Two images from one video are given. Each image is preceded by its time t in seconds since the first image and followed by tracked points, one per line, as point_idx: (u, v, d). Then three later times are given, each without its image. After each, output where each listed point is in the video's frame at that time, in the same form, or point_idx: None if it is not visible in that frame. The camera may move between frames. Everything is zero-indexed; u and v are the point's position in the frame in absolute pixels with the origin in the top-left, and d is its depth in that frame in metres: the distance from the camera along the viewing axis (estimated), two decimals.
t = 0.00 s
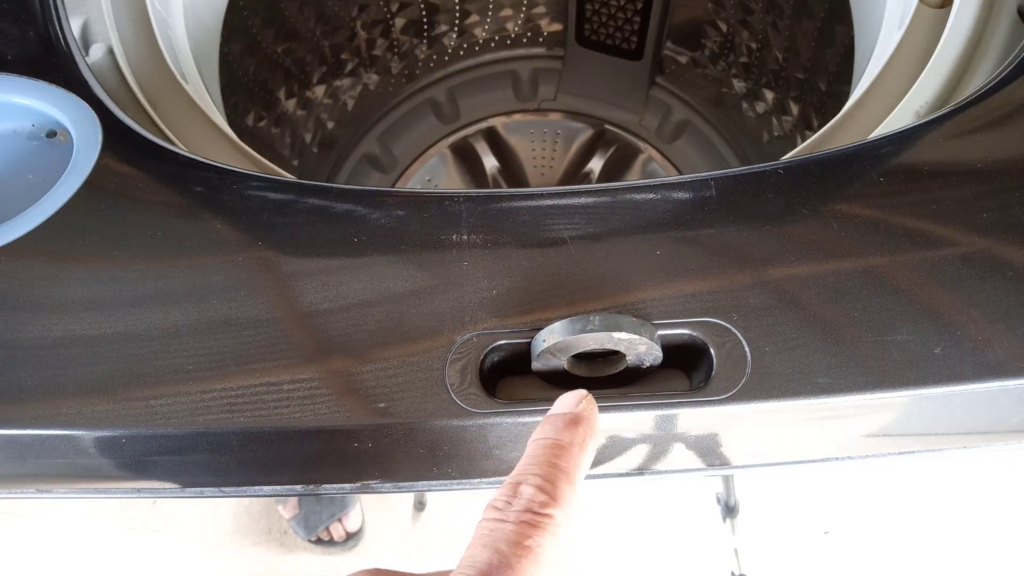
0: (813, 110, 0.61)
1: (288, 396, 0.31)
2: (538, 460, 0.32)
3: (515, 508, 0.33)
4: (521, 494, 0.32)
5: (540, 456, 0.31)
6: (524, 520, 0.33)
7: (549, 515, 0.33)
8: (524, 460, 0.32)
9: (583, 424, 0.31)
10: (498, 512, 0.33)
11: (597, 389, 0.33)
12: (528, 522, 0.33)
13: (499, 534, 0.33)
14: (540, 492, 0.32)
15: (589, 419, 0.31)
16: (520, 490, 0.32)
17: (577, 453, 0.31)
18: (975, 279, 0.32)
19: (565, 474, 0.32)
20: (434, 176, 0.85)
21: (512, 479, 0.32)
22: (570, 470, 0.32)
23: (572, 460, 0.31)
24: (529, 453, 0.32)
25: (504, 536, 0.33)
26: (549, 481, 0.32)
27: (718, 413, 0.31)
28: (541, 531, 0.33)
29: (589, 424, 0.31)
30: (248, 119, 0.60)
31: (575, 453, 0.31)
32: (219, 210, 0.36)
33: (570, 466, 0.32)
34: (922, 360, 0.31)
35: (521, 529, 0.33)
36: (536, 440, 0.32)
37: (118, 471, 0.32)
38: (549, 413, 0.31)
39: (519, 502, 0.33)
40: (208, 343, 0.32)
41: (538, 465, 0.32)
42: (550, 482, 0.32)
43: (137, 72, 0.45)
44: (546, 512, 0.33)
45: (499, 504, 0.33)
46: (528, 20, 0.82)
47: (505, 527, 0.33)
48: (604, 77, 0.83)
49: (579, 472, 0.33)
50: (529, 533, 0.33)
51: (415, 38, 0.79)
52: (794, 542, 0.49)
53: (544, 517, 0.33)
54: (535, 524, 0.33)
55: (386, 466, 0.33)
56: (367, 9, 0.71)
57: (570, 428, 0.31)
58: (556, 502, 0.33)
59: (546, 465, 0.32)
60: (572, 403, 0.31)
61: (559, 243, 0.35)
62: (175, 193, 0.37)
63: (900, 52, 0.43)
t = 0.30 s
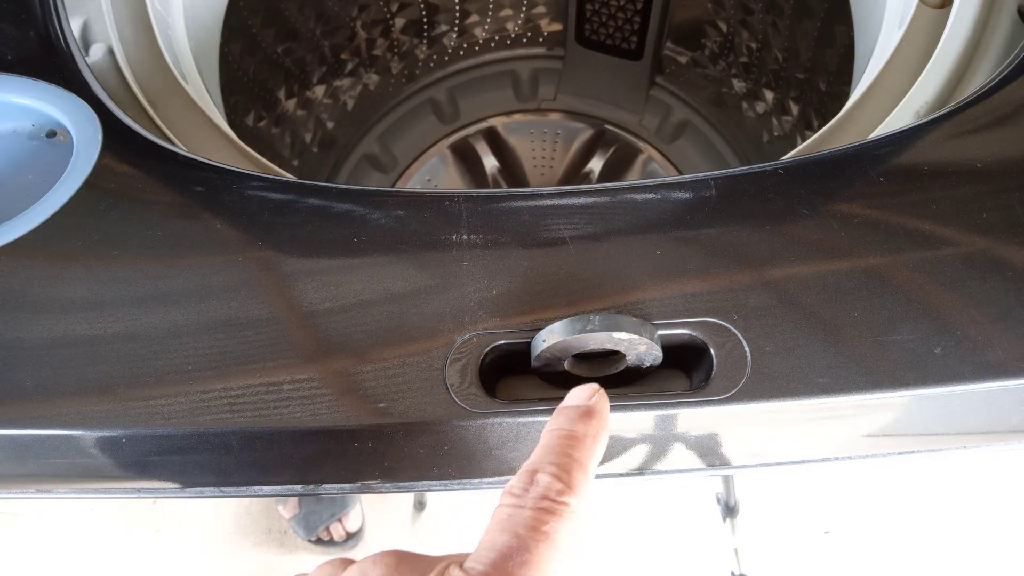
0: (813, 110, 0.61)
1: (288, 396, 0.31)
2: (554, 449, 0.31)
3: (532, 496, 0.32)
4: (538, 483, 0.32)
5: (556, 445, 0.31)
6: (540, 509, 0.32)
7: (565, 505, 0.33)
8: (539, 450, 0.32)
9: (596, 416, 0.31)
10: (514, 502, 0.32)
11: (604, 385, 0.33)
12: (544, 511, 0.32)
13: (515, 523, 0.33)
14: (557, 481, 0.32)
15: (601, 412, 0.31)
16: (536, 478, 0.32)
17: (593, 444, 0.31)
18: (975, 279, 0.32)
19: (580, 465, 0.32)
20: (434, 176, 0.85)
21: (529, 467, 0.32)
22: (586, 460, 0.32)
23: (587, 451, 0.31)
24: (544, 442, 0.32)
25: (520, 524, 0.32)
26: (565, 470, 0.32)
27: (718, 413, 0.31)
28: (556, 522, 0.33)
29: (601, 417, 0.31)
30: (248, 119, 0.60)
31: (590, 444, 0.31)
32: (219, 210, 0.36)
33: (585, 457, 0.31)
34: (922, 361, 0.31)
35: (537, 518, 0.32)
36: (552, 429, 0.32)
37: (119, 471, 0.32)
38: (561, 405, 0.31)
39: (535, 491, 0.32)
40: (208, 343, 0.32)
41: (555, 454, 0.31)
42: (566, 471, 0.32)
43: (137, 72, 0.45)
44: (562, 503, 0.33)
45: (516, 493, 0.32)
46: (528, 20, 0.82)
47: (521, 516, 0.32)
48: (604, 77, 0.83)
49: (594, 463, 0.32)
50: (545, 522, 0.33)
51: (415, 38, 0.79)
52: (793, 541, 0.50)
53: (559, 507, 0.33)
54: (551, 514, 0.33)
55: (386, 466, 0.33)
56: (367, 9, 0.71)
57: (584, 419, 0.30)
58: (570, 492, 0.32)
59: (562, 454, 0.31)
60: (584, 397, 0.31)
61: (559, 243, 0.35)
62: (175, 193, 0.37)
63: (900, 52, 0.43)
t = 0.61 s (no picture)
0: (813, 110, 0.61)
1: (288, 396, 0.31)
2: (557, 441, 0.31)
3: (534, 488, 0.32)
4: (540, 474, 0.32)
5: (559, 437, 0.31)
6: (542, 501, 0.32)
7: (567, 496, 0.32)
8: (540, 443, 0.31)
9: (597, 408, 0.31)
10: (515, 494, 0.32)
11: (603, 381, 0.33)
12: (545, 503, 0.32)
13: (517, 515, 0.32)
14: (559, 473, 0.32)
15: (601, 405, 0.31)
16: (538, 470, 0.32)
17: (595, 435, 0.31)
18: (976, 279, 0.32)
19: (583, 457, 0.31)
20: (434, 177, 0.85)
21: (531, 459, 0.31)
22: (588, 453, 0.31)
23: (591, 442, 0.31)
24: (546, 435, 0.31)
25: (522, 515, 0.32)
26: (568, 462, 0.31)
27: (718, 413, 0.31)
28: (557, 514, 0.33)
29: (602, 409, 0.31)
30: (248, 119, 0.60)
31: (592, 436, 0.31)
32: (219, 210, 0.36)
33: (587, 448, 0.31)
34: (922, 361, 0.31)
35: (539, 509, 0.32)
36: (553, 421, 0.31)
37: (118, 471, 0.32)
38: (561, 396, 0.31)
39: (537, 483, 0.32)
40: (208, 343, 0.32)
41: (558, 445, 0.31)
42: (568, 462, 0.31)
43: (137, 72, 0.45)
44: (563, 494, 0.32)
45: (518, 484, 0.32)
46: (527, 20, 0.82)
47: (522, 507, 0.32)
48: (604, 77, 0.83)
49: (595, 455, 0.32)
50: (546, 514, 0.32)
51: (415, 38, 0.79)
52: (793, 540, 0.50)
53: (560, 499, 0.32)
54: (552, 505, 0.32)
55: (387, 466, 0.32)
56: (367, 9, 0.71)
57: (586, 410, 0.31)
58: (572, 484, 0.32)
59: (564, 446, 0.31)
60: (584, 389, 0.31)
61: (559, 243, 0.35)
62: (175, 193, 0.37)
63: (901, 52, 0.43)
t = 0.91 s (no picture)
0: (813, 110, 0.61)
1: (288, 396, 0.31)
2: (548, 422, 0.31)
3: (515, 452, 0.31)
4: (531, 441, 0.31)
5: (553, 420, 0.31)
6: (521, 480, 0.30)
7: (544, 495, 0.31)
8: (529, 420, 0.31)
9: (596, 399, 0.31)
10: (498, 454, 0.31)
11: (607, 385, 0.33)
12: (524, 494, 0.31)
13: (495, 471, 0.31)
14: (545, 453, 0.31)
15: (596, 401, 0.31)
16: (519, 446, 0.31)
17: (586, 431, 0.30)
18: (976, 279, 0.32)
19: (570, 447, 0.31)
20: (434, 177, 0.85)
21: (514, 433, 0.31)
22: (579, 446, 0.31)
23: (583, 438, 0.30)
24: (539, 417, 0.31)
25: (489, 481, 0.31)
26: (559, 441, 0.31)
27: (719, 413, 0.31)
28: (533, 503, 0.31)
29: (603, 412, 0.31)
30: (248, 119, 0.60)
31: (585, 429, 0.30)
32: (219, 210, 0.36)
33: (578, 441, 0.30)
34: (922, 361, 0.31)
35: (520, 480, 0.30)
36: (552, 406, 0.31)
37: (117, 471, 0.32)
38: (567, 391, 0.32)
39: (519, 458, 0.30)
40: (208, 344, 0.32)
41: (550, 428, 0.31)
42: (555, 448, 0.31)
43: (137, 72, 0.45)
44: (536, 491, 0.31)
45: (499, 452, 0.31)
46: (527, 20, 0.82)
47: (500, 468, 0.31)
48: (604, 77, 0.83)
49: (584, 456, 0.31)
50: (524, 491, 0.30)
51: (415, 38, 0.79)
52: (792, 540, 0.50)
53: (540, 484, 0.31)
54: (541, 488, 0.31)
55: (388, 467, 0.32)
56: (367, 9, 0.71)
57: (579, 403, 0.31)
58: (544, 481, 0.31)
59: (553, 428, 0.31)
60: (589, 389, 0.32)
61: (559, 243, 0.35)
62: (175, 193, 0.37)
63: (900, 52, 0.43)
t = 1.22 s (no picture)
0: (813, 110, 0.61)
1: (288, 396, 0.31)
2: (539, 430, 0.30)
3: (518, 470, 0.30)
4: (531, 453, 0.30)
5: (544, 430, 0.30)
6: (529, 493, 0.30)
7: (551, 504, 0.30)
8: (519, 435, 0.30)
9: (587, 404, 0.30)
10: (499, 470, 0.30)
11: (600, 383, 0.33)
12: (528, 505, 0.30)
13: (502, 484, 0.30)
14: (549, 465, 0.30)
15: (588, 403, 0.31)
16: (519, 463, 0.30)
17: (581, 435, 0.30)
18: (976, 279, 0.32)
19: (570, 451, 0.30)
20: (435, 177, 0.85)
21: (514, 448, 0.30)
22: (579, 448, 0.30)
23: (578, 438, 0.30)
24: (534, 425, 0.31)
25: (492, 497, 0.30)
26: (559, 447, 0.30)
27: (718, 414, 0.31)
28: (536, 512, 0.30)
29: (597, 410, 0.31)
30: (248, 119, 0.60)
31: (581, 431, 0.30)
32: (219, 210, 0.36)
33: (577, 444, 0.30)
34: (922, 361, 0.31)
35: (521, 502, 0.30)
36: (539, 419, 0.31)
37: (116, 471, 0.32)
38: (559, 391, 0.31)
39: (525, 471, 0.30)
40: (208, 344, 0.32)
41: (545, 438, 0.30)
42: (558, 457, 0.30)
43: (137, 72, 0.45)
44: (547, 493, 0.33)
45: (498, 469, 0.30)
46: (528, 20, 0.83)
47: (502, 486, 0.30)
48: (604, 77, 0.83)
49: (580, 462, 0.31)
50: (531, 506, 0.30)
51: (415, 38, 0.79)
52: (792, 540, 0.50)
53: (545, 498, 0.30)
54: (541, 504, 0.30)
55: (388, 466, 0.32)
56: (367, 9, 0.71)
57: (573, 406, 0.30)
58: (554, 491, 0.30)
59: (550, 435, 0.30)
60: (582, 389, 0.31)
61: (559, 243, 0.35)
62: (175, 193, 0.37)
63: (900, 52, 0.43)
